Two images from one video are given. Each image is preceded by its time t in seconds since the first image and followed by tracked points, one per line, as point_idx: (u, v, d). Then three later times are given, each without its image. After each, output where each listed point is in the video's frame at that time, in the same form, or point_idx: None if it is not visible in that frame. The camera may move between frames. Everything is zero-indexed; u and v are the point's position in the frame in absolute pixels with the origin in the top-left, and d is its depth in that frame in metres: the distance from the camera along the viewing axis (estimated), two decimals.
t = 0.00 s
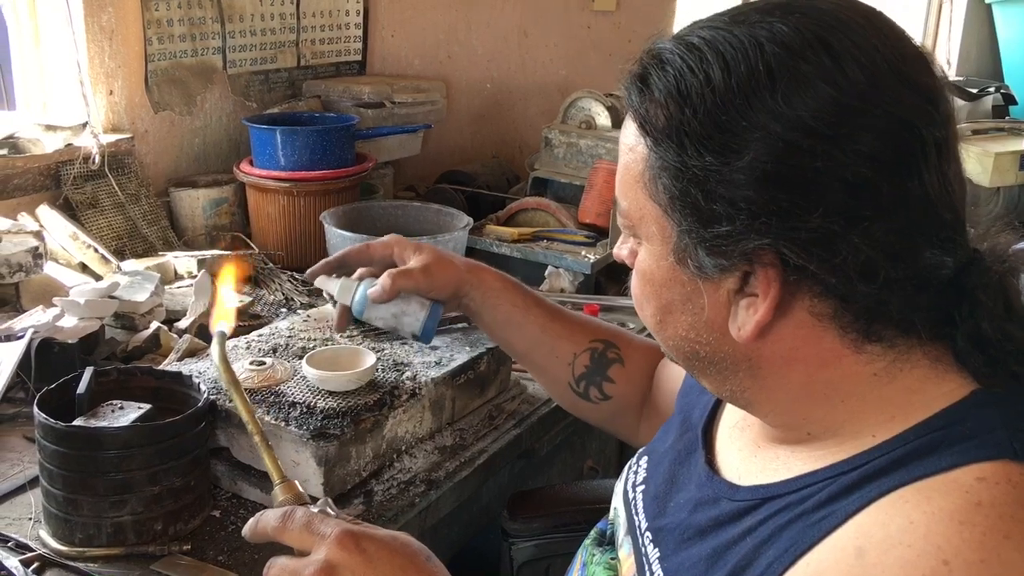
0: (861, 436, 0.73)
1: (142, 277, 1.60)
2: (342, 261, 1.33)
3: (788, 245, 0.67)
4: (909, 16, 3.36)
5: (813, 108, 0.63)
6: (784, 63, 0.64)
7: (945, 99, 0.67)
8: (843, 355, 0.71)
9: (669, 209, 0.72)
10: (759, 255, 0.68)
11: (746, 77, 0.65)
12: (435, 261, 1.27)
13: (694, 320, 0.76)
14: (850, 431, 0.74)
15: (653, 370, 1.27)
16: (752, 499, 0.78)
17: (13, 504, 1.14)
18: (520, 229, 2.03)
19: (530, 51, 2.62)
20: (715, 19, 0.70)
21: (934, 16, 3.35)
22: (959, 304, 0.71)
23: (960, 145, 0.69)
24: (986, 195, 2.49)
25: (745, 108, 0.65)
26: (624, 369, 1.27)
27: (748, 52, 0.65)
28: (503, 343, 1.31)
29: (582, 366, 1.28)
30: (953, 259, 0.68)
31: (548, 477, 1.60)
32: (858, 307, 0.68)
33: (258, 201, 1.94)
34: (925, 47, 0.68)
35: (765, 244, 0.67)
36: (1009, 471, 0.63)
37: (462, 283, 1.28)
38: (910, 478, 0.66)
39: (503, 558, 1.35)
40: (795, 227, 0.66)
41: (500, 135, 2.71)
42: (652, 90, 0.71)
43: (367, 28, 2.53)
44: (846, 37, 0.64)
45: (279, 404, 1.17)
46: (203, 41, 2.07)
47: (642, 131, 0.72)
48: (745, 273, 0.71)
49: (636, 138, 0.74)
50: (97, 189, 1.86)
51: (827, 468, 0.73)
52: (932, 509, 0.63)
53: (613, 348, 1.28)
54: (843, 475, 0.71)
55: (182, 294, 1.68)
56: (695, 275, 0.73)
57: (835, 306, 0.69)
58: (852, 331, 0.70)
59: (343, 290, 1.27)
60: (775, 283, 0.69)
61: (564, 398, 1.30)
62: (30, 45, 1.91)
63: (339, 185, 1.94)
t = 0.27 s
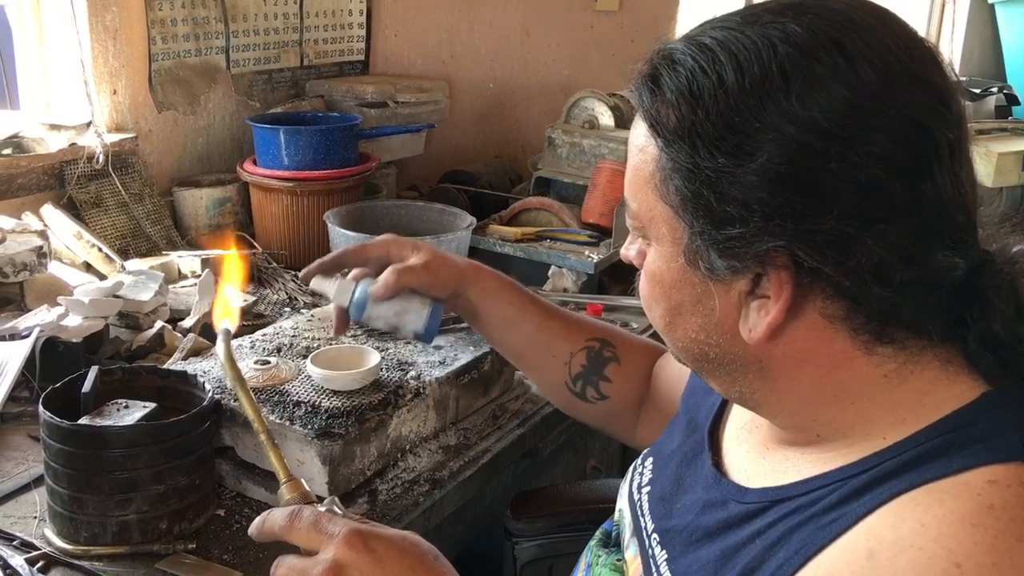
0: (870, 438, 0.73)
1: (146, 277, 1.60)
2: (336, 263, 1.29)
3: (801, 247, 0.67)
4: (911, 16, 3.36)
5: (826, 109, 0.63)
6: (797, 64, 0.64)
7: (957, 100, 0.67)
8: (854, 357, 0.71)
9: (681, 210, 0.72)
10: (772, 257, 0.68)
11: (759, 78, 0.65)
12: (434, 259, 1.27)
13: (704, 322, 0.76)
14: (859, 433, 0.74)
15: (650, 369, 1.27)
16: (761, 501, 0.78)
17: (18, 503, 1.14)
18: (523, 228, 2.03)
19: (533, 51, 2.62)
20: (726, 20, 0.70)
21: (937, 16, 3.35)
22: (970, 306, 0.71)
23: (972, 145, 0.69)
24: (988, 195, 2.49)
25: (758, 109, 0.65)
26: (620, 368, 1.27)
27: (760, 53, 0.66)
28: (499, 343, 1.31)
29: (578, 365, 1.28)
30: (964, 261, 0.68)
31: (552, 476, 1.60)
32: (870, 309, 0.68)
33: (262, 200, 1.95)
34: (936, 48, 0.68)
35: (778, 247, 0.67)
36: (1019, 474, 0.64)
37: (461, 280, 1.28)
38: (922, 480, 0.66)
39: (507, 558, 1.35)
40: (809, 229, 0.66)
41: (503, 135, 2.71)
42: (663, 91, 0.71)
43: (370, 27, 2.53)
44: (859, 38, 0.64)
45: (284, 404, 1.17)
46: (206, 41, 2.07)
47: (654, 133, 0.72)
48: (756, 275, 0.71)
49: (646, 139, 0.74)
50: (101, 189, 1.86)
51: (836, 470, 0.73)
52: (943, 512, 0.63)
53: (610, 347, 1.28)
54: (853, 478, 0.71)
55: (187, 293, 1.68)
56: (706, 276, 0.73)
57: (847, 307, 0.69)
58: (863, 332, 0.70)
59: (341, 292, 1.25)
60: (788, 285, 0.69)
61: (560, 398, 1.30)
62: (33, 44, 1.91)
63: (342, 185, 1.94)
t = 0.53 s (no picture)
0: (868, 433, 0.73)
1: (149, 276, 1.60)
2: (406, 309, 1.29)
3: (798, 239, 0.67)
4: (913, 16, 3.35)
5: (823, 103, 0.63)
6: (795, 58, 0.64)
7: (954, 95, 0.67)
8: (850, 350, 0.71)
9: (678, 203, 0.72)
10: (769, 249, 0.68)
11: (756, 71, 0.65)
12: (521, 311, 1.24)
13: (701, 315, 0.76)
14: (856, 428, 0.74)
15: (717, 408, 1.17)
16: (757, 497, 0.78)
17: (21, 502, 1.14)
18: (525, 228, 2.04)
19: (535, 52, 2.61)
20: (724, 14, 0.70)
21: (939, 15, 3.34)
22: (967, 299, 0.71)
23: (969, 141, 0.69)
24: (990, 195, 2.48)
25: (755, 102, 0.65)
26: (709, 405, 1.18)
27: (758, 47, 0.66)
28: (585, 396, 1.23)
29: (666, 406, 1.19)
30: (960, 254, 0.68)
31: (553, 476, 1.60)
32: (867, 302, 0.68)
33: (264, 199, 1.95)
34: (934, 44, 0.68)
35: (775, 238, 0.67)
36: (1016, 473, 0.63)
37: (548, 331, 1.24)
38: (919, 478, 0.66)
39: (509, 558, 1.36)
40: (805, 221, 0.66)
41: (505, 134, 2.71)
42: (661, 85, 0.71)
43: (372, 26, 2.53)
44: (857, 32, 0.64)
45: (286, 403, 1.18)
46: (208, 40, 2.07)
47: (652, 126, 0.72)
48: (753, 267, 0.71)
49: (645, 133, 0.74)
50: (104, 188, 1.86)
51: (833, 467, 0.73)
52: (941, 510, 0.62)
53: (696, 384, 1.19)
54: (850, 475, 0.71)
55: (189, 293, 1.68)
56: (703, 269, 0.73)
57: (844, 301, 0.69)
58: (860, 326, 0.70)
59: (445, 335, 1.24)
60: (785, 277, 0.69)
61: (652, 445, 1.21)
62: (36, 44, 1.91)
63: (345, 185, 1.94)
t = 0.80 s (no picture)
0: (867, 419, 0.72)
1: (151, 275, 1.60)
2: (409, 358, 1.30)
3: (804, 222, 0.67)
4: (916, 16, 3.35)
5: (827, 91, 0.63)
6: (799, 47, 0.65)
7: (954, 85, 0.68)
8: (854, 335, 0.71)
9: (686, 191, 0.72)
10: (775, 232, 0.68)
11: (761, 60, 0.66)
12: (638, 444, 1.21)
13: (710, 302, 0.76)
14: (858, 413, 0.72)
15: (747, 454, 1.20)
16: (762, 477, 0.78)
17: (24, 500, 1.14)
18: (529, 227, 2.04)
19: (536, 51, 2.61)
20: (728, 8, 0.71)
21: (942, 16, 3.34)
22: (970, 284, 0.70)
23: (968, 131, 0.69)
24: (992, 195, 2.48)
25: (761, 90, 0.65)
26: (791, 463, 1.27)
27: (763, 37, 0.66)
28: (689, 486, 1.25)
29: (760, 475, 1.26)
30: (962, 239, 0.68)
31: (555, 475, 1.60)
32: (869, 285, 0.68)
33: (266, 197, 1.94)
34: (934, 36, 0.69)
35: (782, 220, 0.67)
36: (1007, 453, 0.62)
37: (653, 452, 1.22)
38: (916, 455, 0.65)
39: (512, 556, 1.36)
40: (811, 205, 0.66)
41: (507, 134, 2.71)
42: (668, 76, 0.71)
43: (374, 26, 2.54)
44: (859, 24, 0.65)
45: (289, 401, 1.17)
46: (210, 39, 2.07)
47: (660, 117, 0.73)
48: (761, 252, 0.71)
49: (653, 125, 0.74)
50: (106, 186, 1.86)
51: (835, 446, 0.73)
52: (931, 486, 0.61)
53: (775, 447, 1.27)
54: (849, 456, 0.70)
55: (191, 291, 1.68)
56: (712, 255, 0.73)
57: (848, 284, 0.69)
58: (863, 310, 0.69)
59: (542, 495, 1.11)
60: (792, 260, 0.69)
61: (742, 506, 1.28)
62: (40, 44, 1.91)
63: (347, 184, 1.94)
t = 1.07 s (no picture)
0: (885, 415, 0.72)
1: (154, 276, 1.60)
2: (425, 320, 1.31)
3: (835, 217, 0.67)
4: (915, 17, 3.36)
5: (857, 89, 0.64)
6: (829, 46, 0.65)
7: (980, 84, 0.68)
8: (877, 333, 0.71)
9: (713, 189, 0.73)
10: (804, 229, 0.69)
11: (791, 59, 0.66)
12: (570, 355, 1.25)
13: (735, 299, 0.77)
14: (877, 409, 0.73)
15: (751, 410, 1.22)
16: (775, 473, 0.79)
17: (27, 501, 1.14)
18: (530, 228, 2.04)
19: (538, 51, 2.65)
20: (755, 9, 0.72)
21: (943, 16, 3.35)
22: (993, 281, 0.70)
23: (992, 125, 0.69)
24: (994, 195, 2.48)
25: (791, 89, 0.66)
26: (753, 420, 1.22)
27: (792, 36, 0.67)
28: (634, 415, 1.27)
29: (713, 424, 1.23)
30: (986, 237, 0.68)
31: (558, 475, 1.60)
32: (899, 283, 0.68)
33: (269, 199, 1.95)
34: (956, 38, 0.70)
35: (812, 217, 0.68)
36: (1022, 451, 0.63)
37: (597, 371, 1.26)
38: (932, 452, 0.66)
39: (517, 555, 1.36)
40: (841, 202, 0.66)
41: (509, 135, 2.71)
42: (696, 75, 0.72)
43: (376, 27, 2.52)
44: (888, 24, 0.66)
45: (293, 402, 1.17)
46: (214, 40, 2.08)
47: (686, 116, 0.73)
48: (789, 249, 0.71)
49: (679, 123, 0.74)
50: (109, 187, 1.87)
51: (851, 442, 0.74)
52: (945, 482, 0.62)
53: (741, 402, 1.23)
54: (863, 452, 0.71)
55: (195, 292, 1.68)
56: (739, 253, 0.74)
57: (874, 282, 0.69)
58: (889, 307, 0.70)
59: None
60: (820, 257, 0.70)
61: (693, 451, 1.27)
62: (42, 45, 1.91)
63: (349, 185, 1.94)
